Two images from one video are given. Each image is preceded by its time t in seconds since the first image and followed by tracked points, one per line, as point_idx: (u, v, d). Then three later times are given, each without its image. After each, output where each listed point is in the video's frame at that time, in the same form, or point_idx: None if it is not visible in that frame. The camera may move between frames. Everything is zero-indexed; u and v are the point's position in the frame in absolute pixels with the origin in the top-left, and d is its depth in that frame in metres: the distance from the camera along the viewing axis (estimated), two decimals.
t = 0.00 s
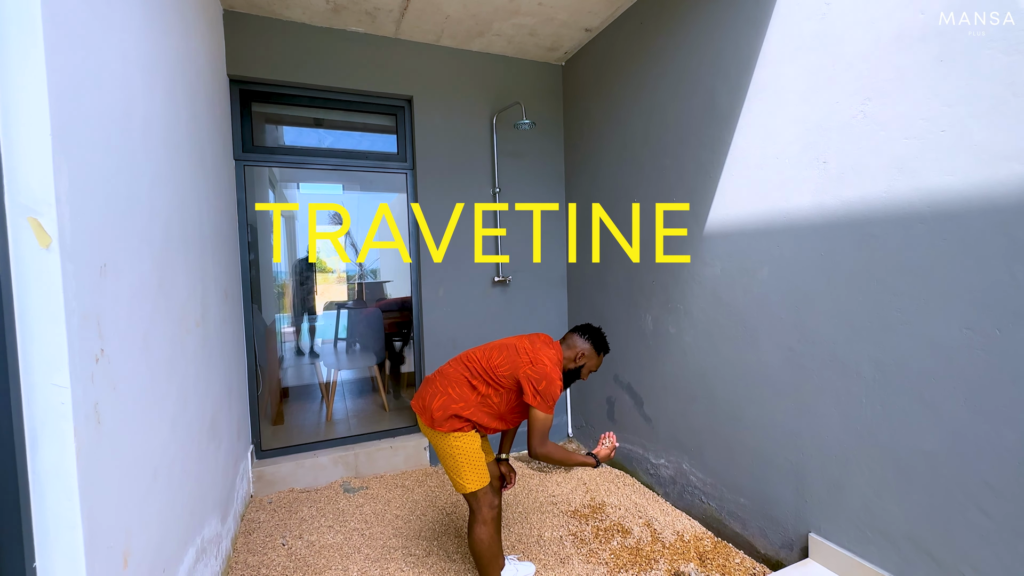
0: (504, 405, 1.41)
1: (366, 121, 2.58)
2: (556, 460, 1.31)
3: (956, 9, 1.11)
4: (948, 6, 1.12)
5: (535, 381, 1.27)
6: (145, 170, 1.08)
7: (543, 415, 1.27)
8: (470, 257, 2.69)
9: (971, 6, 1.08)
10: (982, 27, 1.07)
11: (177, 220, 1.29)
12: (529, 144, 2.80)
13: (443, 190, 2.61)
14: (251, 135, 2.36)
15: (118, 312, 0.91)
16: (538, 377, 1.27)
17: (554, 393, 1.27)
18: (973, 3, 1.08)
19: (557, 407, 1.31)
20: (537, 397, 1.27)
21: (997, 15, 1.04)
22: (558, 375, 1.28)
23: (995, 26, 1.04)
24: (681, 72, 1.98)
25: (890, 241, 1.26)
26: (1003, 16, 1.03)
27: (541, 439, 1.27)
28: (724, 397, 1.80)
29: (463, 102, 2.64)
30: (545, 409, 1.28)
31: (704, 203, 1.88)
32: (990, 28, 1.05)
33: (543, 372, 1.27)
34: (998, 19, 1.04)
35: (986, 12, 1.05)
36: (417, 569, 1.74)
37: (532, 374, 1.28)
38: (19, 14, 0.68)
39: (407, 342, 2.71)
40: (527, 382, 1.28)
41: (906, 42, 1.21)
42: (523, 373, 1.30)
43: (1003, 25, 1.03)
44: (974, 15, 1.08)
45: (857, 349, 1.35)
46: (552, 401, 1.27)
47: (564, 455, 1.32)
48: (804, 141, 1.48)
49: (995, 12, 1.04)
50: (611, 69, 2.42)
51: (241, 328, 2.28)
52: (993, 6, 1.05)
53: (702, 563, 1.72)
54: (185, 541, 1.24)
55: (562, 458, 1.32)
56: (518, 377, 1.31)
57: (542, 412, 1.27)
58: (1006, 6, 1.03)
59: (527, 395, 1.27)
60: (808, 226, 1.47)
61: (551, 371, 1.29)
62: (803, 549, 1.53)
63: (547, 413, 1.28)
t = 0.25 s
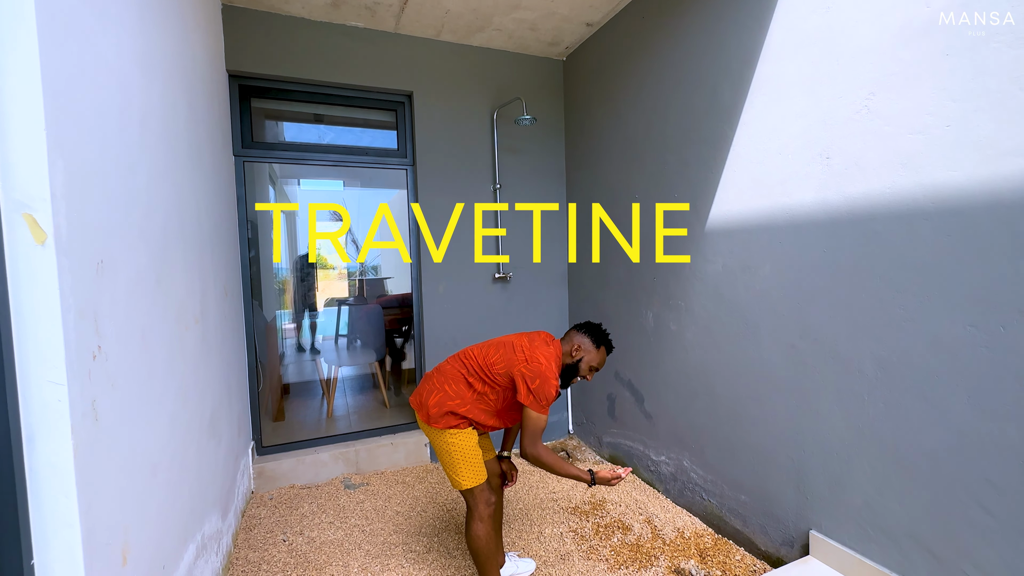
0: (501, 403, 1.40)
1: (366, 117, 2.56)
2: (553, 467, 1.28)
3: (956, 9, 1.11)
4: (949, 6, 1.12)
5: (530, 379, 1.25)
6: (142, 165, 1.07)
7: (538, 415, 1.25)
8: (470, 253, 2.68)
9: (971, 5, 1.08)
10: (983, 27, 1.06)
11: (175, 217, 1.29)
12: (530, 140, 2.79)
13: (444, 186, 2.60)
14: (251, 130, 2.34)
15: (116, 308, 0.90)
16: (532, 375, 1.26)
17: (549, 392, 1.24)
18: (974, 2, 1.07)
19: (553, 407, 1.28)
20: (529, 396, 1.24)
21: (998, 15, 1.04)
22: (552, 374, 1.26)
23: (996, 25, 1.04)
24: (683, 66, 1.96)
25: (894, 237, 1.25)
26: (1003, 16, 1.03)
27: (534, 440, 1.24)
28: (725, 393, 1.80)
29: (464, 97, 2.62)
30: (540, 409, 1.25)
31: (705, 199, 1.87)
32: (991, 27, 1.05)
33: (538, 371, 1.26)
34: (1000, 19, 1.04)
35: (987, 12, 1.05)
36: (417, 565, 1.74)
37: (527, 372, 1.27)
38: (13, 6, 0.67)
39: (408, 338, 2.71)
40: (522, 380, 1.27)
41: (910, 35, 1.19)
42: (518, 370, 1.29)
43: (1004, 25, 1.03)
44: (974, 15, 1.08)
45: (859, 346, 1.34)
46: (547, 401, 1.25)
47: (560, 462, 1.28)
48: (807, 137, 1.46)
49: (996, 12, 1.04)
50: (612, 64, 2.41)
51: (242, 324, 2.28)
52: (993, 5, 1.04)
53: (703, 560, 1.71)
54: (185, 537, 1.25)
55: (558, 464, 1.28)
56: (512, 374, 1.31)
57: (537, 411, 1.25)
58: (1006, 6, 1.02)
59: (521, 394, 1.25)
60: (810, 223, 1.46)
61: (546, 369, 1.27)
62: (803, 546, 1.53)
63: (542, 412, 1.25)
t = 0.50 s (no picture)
0: (497, 398, 1.40)
1: (364, 113, 2.55)
2: (537, 457, 1.22)
3: (956, 8, 1.10)
4: (949, 5, 1.11)
5: (520, 372, 1.24)
6: (138, 161, 1.06)
7: (529, 408, 1.23)
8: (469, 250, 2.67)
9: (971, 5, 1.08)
10: (982, 27, 1.06)
11: (172, 212, 1.28)
12: (529, 136, 2.77)
13: (443, 182, 2.59)
14: (249, 126, 2.33)
15: (111, 304, 0.89)
16: (523, 368, 1.25)
17: (540, 384, 1.22)
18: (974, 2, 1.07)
19: (546, 399, 1.26)
20: (519, 389, 1.23)
21: (997, 14, 1.04)
22: (543, 366, 1.23)
23: (996, 25, 1.04)
24: (683, 62, 1.95)
25: (894, 233, 1.24)
26: (1003, 16, 1.03)
27: (520, 429, 1.23)
28: (724, 390, 1.80)
29: (462, 92, 2.61)
30: (531, 402, 1.24)
31: (705, 196, 1.87)
32: (991, 27, 1.05)
33: (528, 362, 1.25)
34: (999, 19, 1.03)
35: (986, 12, 1.05)
36: (417, 561, 1.74)
37: (517, 364, 1.26)
38: None
39: (407, 335, 2.70)
40: (513, 373, 1.26)
41: (911, 30, 1.19)
42: (509, 363, 1.28)
43: (1004, 25, 1.03)
44: (974, 14, 1.07)
45: (858, 342, 1.34)
46: (538, 393, 1.23)
47: (545, 452, 1.22)
48: (807, 133, 1.46)
49: (995, 12, 1.04)
50: (612, 59, 2.40)
51: (240, 320, 2.27)
52: (993, 5, 1.04)
53: (702, 556, 1.72)
54: (184, 533, 1.24)
55: (542, 454, 1.22)
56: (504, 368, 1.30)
57: (529, 404, 1.23)
58: (1006, 6, 1.02)
59: (511, 387, 1.24)
60: (810, 219, 1.46)
61: (536, 361, 1.25)
62: (802, 542, 1.53)
63: (534, 405, 1.24)
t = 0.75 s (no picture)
0: (490, 394, 1.39)
1: (361, 108, 2.54)
2: (524, 455, 1.22)
3: (956, 8, 1.10)
4: (948, 5, 1.11)
5: (510, 366, 1.24)
6: (131, 156, 1.05)
7: (518, 402, 1.22)
8: (467, 246, 2.67)
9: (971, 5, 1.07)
10: (982, 27, 1.06)
11: (167, 208, 1.27)
12: (527, 132, 2.76)
13: (441, 178, 2.58)
14: (245, 121, 2.32)
15: (105, 300, 0.88)
16: (512, 361, 1.24)
17: (529, 379, 1.22)
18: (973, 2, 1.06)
19: (535, 395, 1.24)
20: (509, 383, 1.23)
21: (996, 14, 1.03)
22: (533, 360, 1.23)
23: (996, 25, 1.03)
24: (681, 57, 1.95)
25: (892, 229, 1.24)
26: (1003, 16, 1.02)
27: (511, 426, 1.23)
28: (721, 386, 1.80)
29: (460, 88, 2.60)
30: (521, 396, 1.23)
31: (703, 191, 1.86)
32: (991, 27, 1.04)
33: (517, 356, 1.25)
34: (998, 18, 1.03)
35: (986, 11, 1.05)
36: (414, 557, 1.75)
37: (507, 358, 1.26)
38: None
39: (405, 332, 2.70)
40: (503, 368, 1.26)
41: (910, 27, 1.18)
42: (500, 358, 1.28)
43: (1003, 24, 1.02)
44: (974, 14, 1.07)
45: (856, 338, 1.34)
46: (526, 387, 1.22)
47: (534, 451, 1.22)
48: (805, 129, 1.46)
49: (995, 11, 1.03)
50: (611, 55, 2.38)
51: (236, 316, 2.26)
52: (992, 5, 1.04)
53: (699, 551, 1.72)
54: (180, 530, 1.24)
55: (530, 453, 1.22)
56: (495, 362, 1.30)
57: (518, 399, 1.22)
58: (1005, 6, 1.02)
59: (501, 381, 1.24)
60: (808, 215, 1.46)
61: (525, 354, 1.25)
62: (798, 538, 1.54)
63: (523, 400, 1.23)
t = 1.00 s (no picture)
0: (485, 391, 1.39)
1: (357, 104, 2.52)
2: (509, 447, 1.21)
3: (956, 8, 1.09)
4: (948, 5, 1.11)
5: (500, 359, 1.24)
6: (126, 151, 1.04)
7: (508, 395, 1.22)
8: (464, 244, 2.66)
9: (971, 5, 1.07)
10: (982, 27, 1.05)
11: (162, 204, 1.26)
12: (524, 129, 2.76)
13: (438, 175, 2.57)
14: (240, 118, 2.30)
15: (99, 296, 0.88)
16: (502, 354, 1.25)
17: (518, 370, 1.22)
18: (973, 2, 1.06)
19: (525, 387, 1.23)
20: (500, 376, 1.23)
21: (996, 14, 1.03)
22: (524, 352, 1.24)
23: (996, 26, 1.03)
24: (679, 54, 1.94)
25: (889, 226, 1.24)
26: (1003, 16, 1.02)
27: (500, 418, 1.23)
28: (718, 383, 1.80)
29: (457, 85, 2.59)
30: (510, 389, 1.22)
31: (701, 188, 1.86)
32: (991, 27, 1.04)
33: (507, 348, 1.25)
34: (998, 19, 1.03)
35: (986, 12, 1.04)
36: (411, 554, 1.75)
37: (497, 351, 1.26)
38: None
39: (403, 329, 2.69)
40: (494, 361, 1.27)
41: (907, 24, 1.18)
42: (491, 352, 1.28)
43: (1003, 25, 1.02)
44: (974, 14, 1.06)
45: (852, 335, 1.34)
46: (516, 379, 1.22)
47: (519, 444, 1.20)
48: (803, 126, 1.46)
49: (995, 11, 1.03)
50: (608, 52, 2.38)
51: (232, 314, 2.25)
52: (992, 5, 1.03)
53: (695, 547, 1.73)
54: (176, 527, 1.23)
55: (514, 445, 1.20)
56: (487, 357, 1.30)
57: (507, 391, 1.22)
58: (1006, 5, 1.01)
59: (492, 375, 1.24)
60: (805, 212, 1.46)
61: (515, 346, 1.25)
62: (794, 533, 1.55)
63: (512, 393, 1.23)
